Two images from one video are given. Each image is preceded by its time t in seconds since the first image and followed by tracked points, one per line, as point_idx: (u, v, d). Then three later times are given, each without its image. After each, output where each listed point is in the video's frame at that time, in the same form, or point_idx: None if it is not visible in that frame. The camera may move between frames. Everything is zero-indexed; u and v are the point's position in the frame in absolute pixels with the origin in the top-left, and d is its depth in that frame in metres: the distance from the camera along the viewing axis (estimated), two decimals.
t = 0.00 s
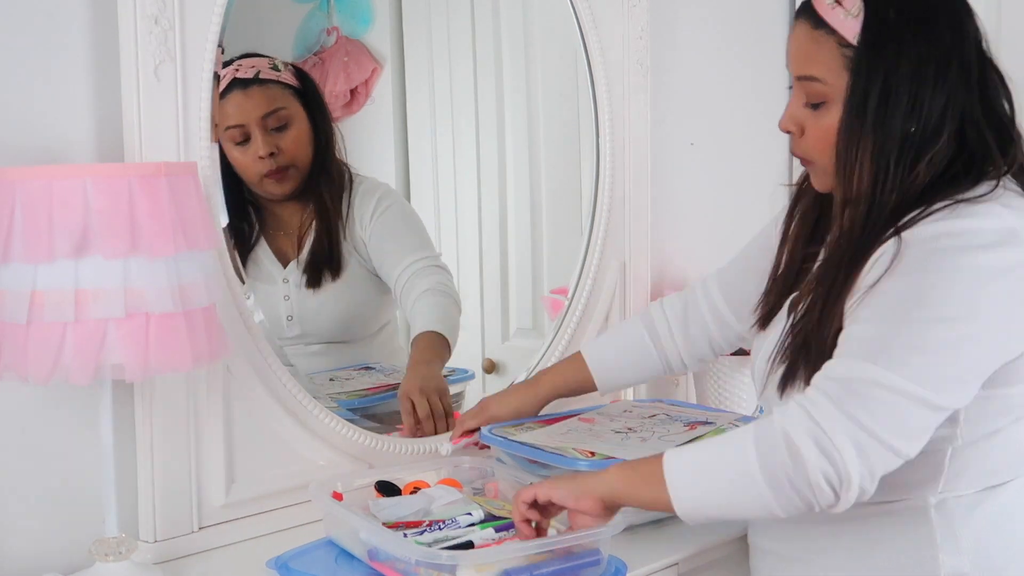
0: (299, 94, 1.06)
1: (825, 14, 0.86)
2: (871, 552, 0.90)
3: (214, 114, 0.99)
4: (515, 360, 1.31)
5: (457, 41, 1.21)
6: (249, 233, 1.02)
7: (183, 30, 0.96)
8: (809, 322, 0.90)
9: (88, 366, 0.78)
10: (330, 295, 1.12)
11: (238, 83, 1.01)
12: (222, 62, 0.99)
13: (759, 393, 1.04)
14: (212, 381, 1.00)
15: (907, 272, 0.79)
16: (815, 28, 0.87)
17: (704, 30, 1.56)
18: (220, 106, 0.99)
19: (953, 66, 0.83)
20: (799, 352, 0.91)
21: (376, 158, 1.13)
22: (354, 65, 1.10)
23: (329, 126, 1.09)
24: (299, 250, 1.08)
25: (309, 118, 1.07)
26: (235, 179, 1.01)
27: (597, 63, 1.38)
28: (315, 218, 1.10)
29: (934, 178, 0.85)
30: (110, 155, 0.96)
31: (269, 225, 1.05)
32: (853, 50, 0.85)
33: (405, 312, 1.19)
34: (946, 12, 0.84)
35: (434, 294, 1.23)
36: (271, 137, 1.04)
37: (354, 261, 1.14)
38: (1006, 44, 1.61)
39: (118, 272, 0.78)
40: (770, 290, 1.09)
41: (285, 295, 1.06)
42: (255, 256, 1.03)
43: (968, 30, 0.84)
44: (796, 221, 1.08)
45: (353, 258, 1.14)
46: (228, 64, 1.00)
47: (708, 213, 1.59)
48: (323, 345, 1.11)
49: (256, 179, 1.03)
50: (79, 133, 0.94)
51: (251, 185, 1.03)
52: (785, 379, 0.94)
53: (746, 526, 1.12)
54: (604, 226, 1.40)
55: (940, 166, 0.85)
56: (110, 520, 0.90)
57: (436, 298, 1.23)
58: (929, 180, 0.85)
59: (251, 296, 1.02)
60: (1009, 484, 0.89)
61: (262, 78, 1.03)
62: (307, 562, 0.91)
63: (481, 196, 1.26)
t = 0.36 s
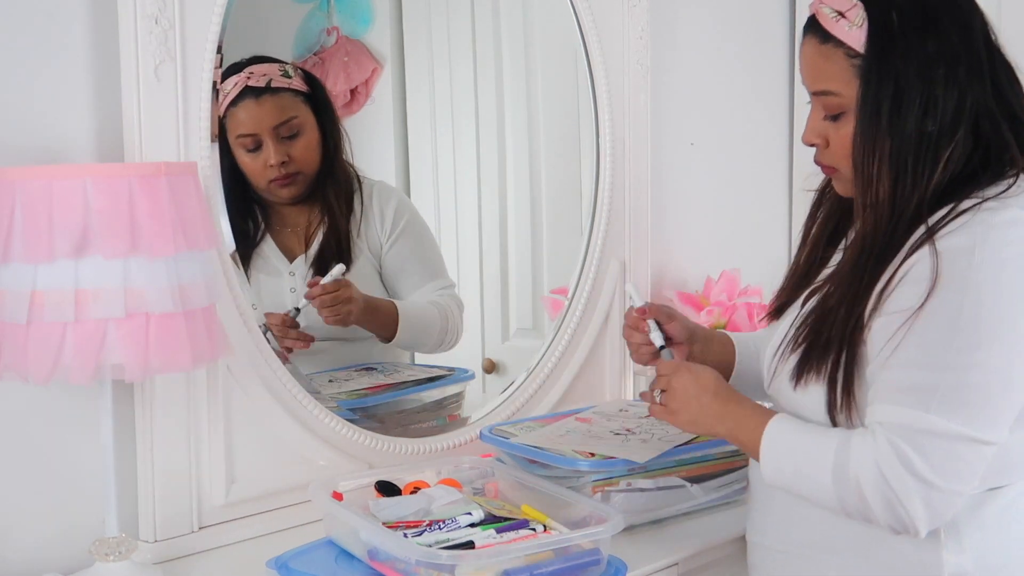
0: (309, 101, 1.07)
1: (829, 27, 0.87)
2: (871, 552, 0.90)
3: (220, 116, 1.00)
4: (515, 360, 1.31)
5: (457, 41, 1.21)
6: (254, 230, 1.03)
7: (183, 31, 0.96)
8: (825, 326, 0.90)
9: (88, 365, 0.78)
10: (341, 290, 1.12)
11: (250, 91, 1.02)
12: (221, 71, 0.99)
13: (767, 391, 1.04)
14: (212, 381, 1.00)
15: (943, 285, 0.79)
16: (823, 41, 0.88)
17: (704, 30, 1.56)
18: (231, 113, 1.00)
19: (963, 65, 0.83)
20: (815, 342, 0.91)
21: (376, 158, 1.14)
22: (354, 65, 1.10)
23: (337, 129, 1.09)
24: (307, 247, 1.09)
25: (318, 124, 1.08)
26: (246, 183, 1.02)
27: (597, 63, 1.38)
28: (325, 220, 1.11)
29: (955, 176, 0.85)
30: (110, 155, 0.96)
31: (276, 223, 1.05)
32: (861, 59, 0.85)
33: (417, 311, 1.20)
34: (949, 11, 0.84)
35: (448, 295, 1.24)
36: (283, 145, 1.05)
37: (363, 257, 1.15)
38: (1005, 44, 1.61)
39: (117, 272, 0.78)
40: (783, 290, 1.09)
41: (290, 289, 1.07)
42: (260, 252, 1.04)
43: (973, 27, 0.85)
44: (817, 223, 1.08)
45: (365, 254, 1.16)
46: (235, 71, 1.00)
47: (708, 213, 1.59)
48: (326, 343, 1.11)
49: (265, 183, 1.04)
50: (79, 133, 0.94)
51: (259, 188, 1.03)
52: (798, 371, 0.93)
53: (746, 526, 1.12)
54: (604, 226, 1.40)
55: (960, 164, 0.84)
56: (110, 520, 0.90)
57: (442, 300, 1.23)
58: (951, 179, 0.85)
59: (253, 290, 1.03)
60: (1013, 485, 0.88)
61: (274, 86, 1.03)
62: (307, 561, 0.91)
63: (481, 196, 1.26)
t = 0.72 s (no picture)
0: (306, 98, 1.06)
1: (814, 25, 0.87)
2: (872, 553, 0.90)
3: (217, 116, 0.99)
4: (515, 360, 1.31)
5: (457, 41, 1.22)
6: (252, 232, 1.03)
7: (183, 31, 0.96)
8: (808, 329, 0.90)
9: (88, 365, 0.78)
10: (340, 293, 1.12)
11: (247, 89, 1.02)
12: (222, 68, 0.99)
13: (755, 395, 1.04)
14: (212, 381, 1.00)
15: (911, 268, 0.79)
16: (808, 39, 0.88)
17: (704, 30, 1.56)
18: (227, 112, 1.00)
19: (946, 64, 0.83)
20: (796, 346, 0.91)
21: (376, 158, 1.13)
22: (354, 65, 1.10)
23: (333, 126, 1.09)
24: (305, 247, 1.08)
25: (316, 121, 1.08)
26: (244, 182, 1.02)
27: (598, 63, 1.38)
28: (324, 222, 1.10)
29: (934, 179, 0.85)
30: (110, 156, 0.96)
31: (276, 225, 1.05)
32: (846, 58, 0.85)
33: (412, 314, 1.20)
34: (936, 11, 0.84)
35: (437, 296, 1.23)
36: (283, 143, 1.05)
37: (360, 258, 1.15)
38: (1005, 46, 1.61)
39: (117, 272, 0.78)
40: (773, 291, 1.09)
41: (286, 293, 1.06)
42: (258, 256, 1.03)
43: (958, 27, 0.84)
44: (805, 220, 1.08)
45: (363, 257, 1.15)
46: (232, 69, 1.00)
47: (708, 213, 1.59)
48: (324, 344, 1.11)
49: (265, 182, 1.04)
50: (79, 134, 0.94)
51: (258, 187, 1.03)
52: (783, 373, 0.94)
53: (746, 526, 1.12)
54: (604, 226, 1.40)
55: (941, 165, 0.85)
56: (110, 520, 0.90)
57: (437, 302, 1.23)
58: (929, 181, 0.85)
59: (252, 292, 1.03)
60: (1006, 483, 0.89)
61: (271, 83, 1.03)
62: (307, 561, 0.91)
63: (481, 197, 1.26)
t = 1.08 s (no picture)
0: (303, 97, 1.06)
1: (830, 19, 0.86)
2: (872, 553, 0.90)
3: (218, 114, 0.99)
4: (515, 360, 1.31)
5: (457, 40, 1.21)
6: (250, 230, 1.03)
7: (183, 31, 0.96)
8: (816, 327, 0.90)
9: (88, 365, 0.78)
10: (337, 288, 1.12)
11: (244, 87, 1.01)
12: (222, 69, 0.99)
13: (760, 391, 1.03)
14: (212, 381, 1.00)
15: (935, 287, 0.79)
16: (823, 34, 0.87)
17: (704, 30, 1.56)
18: (225, 109, 1.00)
19: (962, 63, 0.83)
20: (802, 345, 0.91)
21: (376, 157, 1.13)
22: (354, 65, 1.10)
23: (330, 126, 1.09)
24: (302, 246, 1.08)
25: (314, 121, 1.07)
26: (240, 181, 1.02)
27: (598, 63, 1.38)
28: (320, 217, 1.10)
29: (945, 178, 0.85)
30: (110, 156, 0.96)
31: (272, 223, 1.05)
32: (862, 54, 0.85)
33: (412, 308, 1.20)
34: (953, 9, 0.84)
35: (440, 290, 1.23)
36: (278, 141, 1.05)
37: (359, 254, 1.15)
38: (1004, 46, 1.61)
39: (117, 272, 0.78)
40: (774, 284, 1.09)
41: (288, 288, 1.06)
42: (255, 253, 1.03)
43: (975, 26, 0.84)
44: (810, 217, 1.08)
45: (363, 248, 1.15)
46: (230, 68, 1.00)
47: (708, 213, 1.59)
48: (327, 342, 1.11)
49: (261, 181, 1.03)
50: (79, 134, 0.94)
51: (254, 186, 1.03)
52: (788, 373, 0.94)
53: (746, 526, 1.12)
54: (604, 227, 1.40)
55: (953, 163, 0.85)
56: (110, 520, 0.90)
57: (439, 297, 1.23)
58: (941, 178, 0.85)
59: (250, 288, 1.03)
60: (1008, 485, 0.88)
61: (269, 82, 1.03)
62: (307, 561, 0.91)
63: (481, 197, 1.26)
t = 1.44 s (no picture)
0: (305, 98, 1.06)
1: (834, 18, 0.87)
2: (872, 553, 0.90)
3: (220, 114, 0.99)
4: (515, 360, 1.31)
5: (458, 40, 1.21)
6: (250, 228, 1.03)
7: (183, 31, 0.96)
8: (821, 322, 0.90)
9: (88, 365, 0.78)
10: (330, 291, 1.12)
11: (247, 88, 1.02)
12: (222, 65, 0.99)
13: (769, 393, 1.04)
14: (212, 381, 1.00)
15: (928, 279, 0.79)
16: (829, 33, 0.87)
17: (704, 30, 1.56)
18: (228, 110, 1.00)
19: (968, 61, 0.83)
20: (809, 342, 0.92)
21: (377, 157, 1.13)
22: (354, 65, 1.10)
23: (332, 125, 1.09)
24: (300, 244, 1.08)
25: (314, 121, 1.07)
26: (243, 181, 1.02)
27: (597, 63, 1.38)
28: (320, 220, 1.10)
29: (952, 178, 0.85)
30: (110, 156, 0.96)
31: (272, 223, 1.05)
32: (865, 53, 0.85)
33: (409, 305, 1.20)
34: (959, 8, 0.84)
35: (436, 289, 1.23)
36: (281, 141, 1.05)
37: (356, 259, 1.15)
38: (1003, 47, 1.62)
39: (117, 272, 0.78)
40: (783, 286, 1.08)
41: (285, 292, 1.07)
42: (256, 252, 1.03)
43: (980, 25, 0.85)
44: (820, 217, 1.07)
45: (358, 253, 1.15)
46: (232, 68, 1.00)
47: (708, 213, 1.59)
48: (322, 344, 1.11)
49: (262, 180, 1.03)
50: (79, 134, 0.94)
51: (257, 186, 1.03)
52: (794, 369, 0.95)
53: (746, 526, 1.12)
54: (604, 226, 1.40)
55: (962, 165, 0.85)
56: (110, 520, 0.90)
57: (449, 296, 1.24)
58: (949, 179, 0.85)
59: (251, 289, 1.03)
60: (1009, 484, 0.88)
61: (272, 82, 1.03)
62: (307, 562, 0.91)
63: (481, 197, 1.26)
